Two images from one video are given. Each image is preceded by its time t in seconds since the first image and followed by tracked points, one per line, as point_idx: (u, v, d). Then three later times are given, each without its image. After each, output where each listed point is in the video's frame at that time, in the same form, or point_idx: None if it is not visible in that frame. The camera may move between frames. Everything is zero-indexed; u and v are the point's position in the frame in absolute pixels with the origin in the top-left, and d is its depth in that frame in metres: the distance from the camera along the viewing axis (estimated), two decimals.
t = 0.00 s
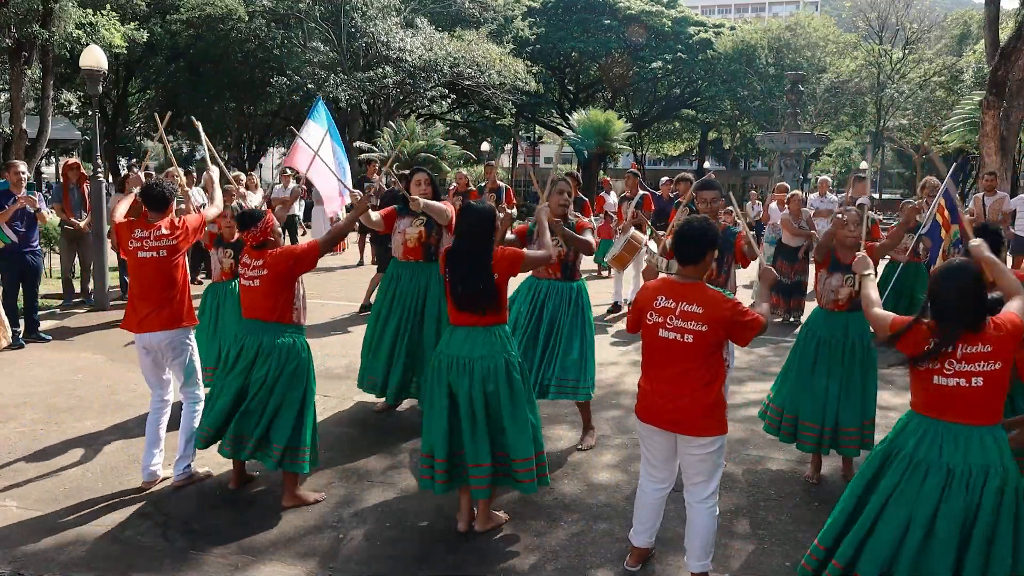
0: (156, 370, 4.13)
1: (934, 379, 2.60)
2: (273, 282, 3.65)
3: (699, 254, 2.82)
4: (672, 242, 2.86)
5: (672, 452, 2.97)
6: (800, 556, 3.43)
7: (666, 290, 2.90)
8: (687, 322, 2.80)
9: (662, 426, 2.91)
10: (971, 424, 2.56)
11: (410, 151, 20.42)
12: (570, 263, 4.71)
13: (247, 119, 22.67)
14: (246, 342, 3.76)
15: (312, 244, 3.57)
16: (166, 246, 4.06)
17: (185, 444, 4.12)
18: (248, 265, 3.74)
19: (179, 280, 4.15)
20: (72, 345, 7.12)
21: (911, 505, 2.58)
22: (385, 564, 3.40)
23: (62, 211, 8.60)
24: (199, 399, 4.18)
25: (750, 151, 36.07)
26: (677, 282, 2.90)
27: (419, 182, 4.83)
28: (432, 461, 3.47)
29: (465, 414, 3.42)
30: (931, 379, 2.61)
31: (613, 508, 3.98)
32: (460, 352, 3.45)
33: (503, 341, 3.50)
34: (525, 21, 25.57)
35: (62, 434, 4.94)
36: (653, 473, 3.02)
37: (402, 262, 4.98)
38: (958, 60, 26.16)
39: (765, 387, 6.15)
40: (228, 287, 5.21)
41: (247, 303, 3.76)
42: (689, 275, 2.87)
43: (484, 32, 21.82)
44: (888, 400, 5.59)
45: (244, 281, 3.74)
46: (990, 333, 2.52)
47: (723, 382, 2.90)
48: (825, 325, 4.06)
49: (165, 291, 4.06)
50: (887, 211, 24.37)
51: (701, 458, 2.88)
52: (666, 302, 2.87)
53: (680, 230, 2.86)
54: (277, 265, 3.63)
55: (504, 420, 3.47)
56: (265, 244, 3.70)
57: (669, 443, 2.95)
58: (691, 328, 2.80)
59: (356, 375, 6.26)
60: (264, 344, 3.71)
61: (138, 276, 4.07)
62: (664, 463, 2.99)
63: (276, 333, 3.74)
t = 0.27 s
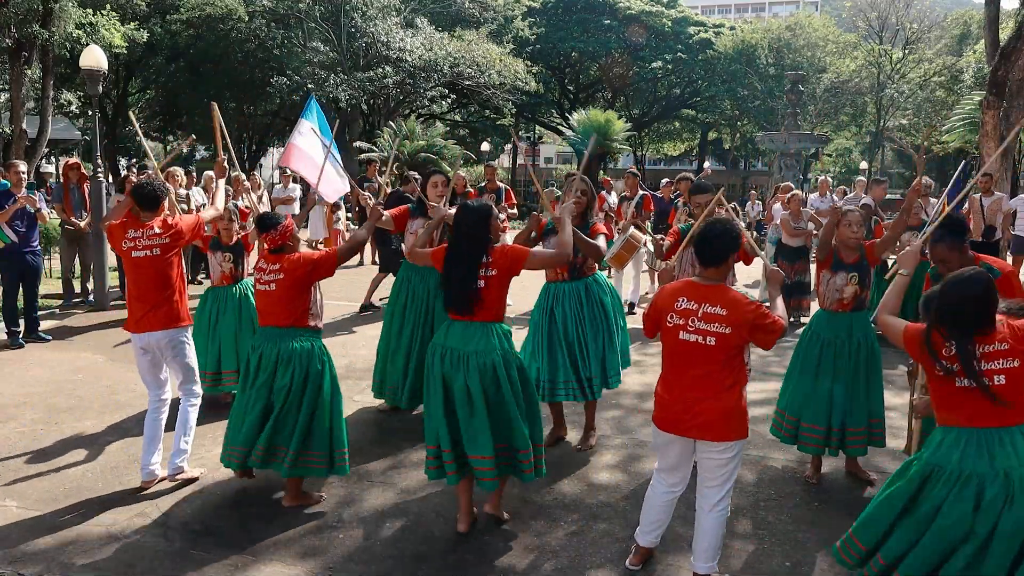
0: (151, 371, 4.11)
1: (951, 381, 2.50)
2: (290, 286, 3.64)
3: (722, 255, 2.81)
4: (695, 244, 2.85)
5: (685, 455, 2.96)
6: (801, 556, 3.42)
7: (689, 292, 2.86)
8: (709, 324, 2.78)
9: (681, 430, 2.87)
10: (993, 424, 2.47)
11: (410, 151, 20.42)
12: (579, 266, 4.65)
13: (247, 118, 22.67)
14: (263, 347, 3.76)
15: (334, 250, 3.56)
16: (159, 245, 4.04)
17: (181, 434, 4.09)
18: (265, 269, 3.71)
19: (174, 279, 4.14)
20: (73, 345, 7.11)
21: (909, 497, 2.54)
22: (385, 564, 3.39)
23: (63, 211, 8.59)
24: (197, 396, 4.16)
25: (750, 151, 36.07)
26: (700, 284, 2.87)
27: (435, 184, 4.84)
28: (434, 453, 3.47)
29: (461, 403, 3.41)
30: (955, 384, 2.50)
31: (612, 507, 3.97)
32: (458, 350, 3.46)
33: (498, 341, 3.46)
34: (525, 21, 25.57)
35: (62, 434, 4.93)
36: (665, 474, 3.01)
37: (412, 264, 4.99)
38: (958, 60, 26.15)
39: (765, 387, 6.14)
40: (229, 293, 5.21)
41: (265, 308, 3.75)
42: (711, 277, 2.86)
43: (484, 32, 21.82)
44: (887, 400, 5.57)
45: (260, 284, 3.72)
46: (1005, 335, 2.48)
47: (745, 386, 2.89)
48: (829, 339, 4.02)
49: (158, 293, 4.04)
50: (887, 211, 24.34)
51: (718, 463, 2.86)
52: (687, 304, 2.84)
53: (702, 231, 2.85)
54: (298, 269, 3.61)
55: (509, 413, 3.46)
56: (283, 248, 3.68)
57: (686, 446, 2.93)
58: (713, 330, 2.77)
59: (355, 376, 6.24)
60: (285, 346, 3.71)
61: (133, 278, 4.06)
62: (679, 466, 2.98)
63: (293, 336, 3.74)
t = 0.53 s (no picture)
0: (153, 370, 4.09)
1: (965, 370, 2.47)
2: (300, 283, 3.60)
3: (728, 255, 2.77)
4: (700, 242, 2.81)
5: (689, 457, 2.91)
6: (802, 555, 3.39)
7: (694, 291, 2.83)
8: (717, 325, 2.75)
9: (686, 431, 2.84)
10: (979, 416, 2.49)
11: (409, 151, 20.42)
12: (582, 259, 4.66)
13: (247, 118, 22.65)
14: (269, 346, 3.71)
15: (343, 249, 3.51)
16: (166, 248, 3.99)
17: (173, 443, 4.06)
18: (274, 265, 3.67)
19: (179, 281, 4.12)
20: (72, 345, 7.09)
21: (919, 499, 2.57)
22: (385, 564, 3.37)
23: (63, 211, 8.57)
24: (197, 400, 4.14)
25: (750, 151, 36.04)
26: (705, 283, 2.83)
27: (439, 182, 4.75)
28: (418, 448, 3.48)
29: (455, 409, 3.39)
30: (962, 371, 2.48)
31: (613, 507, 3.95)
32: (464, 350, 3.41)
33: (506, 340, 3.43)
34: (525, 21, 25.55)
35: (62, 434, 4.90)
36: (676, 476, 2.95)
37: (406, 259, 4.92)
38: (958, 60, 26.14)
39: (765, 387, 6.12)
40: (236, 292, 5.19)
41: (272, 304, 3.71)
42: (716, 276, 2.81)
43: (484, 32, 21.80)
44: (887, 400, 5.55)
45: (267, 280, 3.69)
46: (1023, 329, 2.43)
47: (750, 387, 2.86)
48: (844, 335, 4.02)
49: (163, 294, 4.01)
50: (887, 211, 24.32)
51: (722, 463, 2.83)
52: (694, 304, 2.80)
53: (708, 230, 2.82)
54: (307, 265, 3.58)
55: (489, 417, 3.39)
56: (292, 244, 3.65)
57: (688, 448, 2.89)
58: (721, 330, 2.74)
59: (354, 376, 6.22)
60: (290, 343, 3.67)
61: (138, 278, 4.02)
62: (686, 468, 2.93)
63: (298, 333, 3.70)
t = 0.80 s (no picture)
0: (162, 369, 4.10)
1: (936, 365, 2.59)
2: (305, 279, 3.60)
3: (719, 253, 2.77)
4: (691, 242, 2.81)
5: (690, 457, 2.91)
6: (801, 554, 3.40)
7: (685, 291, 2.83)
8: (707, 323, 2.74)
9: (684, 430, 2.84)
10: (971, 411, 2.58)
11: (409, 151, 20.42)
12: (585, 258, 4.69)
13: (247, 118, 22.65)
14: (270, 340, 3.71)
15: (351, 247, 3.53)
16: (170, 241, 4.00)
17: (174, 446, 4.06)
18: (280, 262, 3.68)
19: (187, 275, 4.12)
20: (72, 345, 7.09)
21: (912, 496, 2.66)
22: (385, 564, 3.37)
23: (62, 211, 8.56)
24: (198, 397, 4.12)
25: (750, 151, 36.03)
26: (697, 282, 2.83)
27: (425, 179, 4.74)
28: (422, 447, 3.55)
29: (459, 406, 3.43)
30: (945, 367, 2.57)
31: (612, 506, 3.95)
32: (476, 346, 3.42)
33: (517, 334, 3.41)
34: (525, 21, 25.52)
35: (62, 434, 4.90)
36: (673, 478, 2.94)
37: (397, 260, 4.92)
38: (958, 60, 26.13)
39: (766, 387, 6.11)
40: (241, 283, 5.18)
41: (276, 300, 3.71)
42: (710, 274, 2.81)
43: (484, 32, 21.78)
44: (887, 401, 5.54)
45: (273, 277, 3.69)
46: (1001, 320, 2.50)
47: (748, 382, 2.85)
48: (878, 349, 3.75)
49: (168, 285, 4.02)
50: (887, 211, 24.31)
51: (720, 462, 2.82)
52: (685, 303, 2.81)
53: (698, 228, 2.82)
54: (313, 261, 3.58)
55: (500, 416, 3.37)
56: (298, 241, 3.65)
57: (687, 447, 2.89)
58: (711, 328, 2.74)
59: (354, 377, 6.21)
60: (291, 344, 3.66)
61: (145, 275, 4.03)
62: (685, 469, 2.92)
63: (299, 331, 3.69)
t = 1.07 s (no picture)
0: (167, 373, 4.10)
1: (947, 369, 2.65)
2: (308, 284, 3.59)
3: (716, 254, 2.76)
4: (688, 244, 2.80)
5: (695, 459, 2.90)
6: (801, 554, 3.39)
7: (682, 292, 2.83)
8: (704, 324, 2.74)
9: (681, 432, 2.83)
10: (975, 413, 2.61)
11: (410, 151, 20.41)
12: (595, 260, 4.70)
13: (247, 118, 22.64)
14: (275, 340, 3.72)
15: (351, 254, 3.50)
16: (173, 248, 3.99)
17: (178, 447, 4.03)
18: (283, 266, 3.67)
19: (188, 282, 4.10)
20: (72, 345, 7.09)
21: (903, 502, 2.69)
22: (386, 564, 3.36)
23: (63, 211, 8.55)
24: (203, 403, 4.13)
25: (750, 151, 36.03)
26: (694, 284, 2.83)
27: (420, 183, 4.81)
28: (437, 444, 3.49)
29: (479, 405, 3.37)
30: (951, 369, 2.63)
31: (610, 506, 3.95)
32: (482, 351, 3.39)
33: (526, 339, 3.40)
34: (525, 21, 25.50)
35: (62, 433, 4.90)
36: (675, 481, 2.92)
37: (402, 262, 4.93)
38: (958, 59, 26.13)
39: (765, 387, 6.10)
40: (242, 295, 5.18)
41: (277, 303, 3.71)
42: (707, 276, 2.81)
43: (484, 33, 21.78)
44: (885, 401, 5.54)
45: (278, 281, 3.68)
46: (1008, 323, 2.56)
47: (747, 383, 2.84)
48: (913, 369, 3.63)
49: (170, 297, 4.01)
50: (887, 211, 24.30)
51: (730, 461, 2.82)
52: (681, 304, 2.81)
53: (694, 229, 2.81)
54: (314, 267, 3.57)
55: (516, 419, 3.35)
56: (302, 245, 3.64)
57: (690, 450, 2.88)
58: (709, 329, 2.74)
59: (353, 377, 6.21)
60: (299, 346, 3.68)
61: (147, 280, 4.03)
62: (686, 471, 2.91)
63: (304, 333, 3.69)
